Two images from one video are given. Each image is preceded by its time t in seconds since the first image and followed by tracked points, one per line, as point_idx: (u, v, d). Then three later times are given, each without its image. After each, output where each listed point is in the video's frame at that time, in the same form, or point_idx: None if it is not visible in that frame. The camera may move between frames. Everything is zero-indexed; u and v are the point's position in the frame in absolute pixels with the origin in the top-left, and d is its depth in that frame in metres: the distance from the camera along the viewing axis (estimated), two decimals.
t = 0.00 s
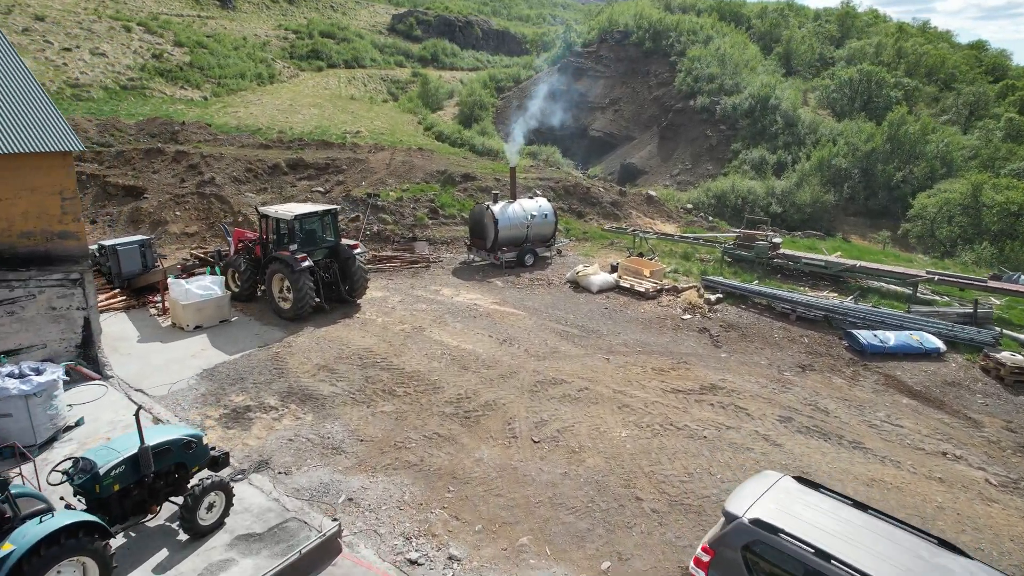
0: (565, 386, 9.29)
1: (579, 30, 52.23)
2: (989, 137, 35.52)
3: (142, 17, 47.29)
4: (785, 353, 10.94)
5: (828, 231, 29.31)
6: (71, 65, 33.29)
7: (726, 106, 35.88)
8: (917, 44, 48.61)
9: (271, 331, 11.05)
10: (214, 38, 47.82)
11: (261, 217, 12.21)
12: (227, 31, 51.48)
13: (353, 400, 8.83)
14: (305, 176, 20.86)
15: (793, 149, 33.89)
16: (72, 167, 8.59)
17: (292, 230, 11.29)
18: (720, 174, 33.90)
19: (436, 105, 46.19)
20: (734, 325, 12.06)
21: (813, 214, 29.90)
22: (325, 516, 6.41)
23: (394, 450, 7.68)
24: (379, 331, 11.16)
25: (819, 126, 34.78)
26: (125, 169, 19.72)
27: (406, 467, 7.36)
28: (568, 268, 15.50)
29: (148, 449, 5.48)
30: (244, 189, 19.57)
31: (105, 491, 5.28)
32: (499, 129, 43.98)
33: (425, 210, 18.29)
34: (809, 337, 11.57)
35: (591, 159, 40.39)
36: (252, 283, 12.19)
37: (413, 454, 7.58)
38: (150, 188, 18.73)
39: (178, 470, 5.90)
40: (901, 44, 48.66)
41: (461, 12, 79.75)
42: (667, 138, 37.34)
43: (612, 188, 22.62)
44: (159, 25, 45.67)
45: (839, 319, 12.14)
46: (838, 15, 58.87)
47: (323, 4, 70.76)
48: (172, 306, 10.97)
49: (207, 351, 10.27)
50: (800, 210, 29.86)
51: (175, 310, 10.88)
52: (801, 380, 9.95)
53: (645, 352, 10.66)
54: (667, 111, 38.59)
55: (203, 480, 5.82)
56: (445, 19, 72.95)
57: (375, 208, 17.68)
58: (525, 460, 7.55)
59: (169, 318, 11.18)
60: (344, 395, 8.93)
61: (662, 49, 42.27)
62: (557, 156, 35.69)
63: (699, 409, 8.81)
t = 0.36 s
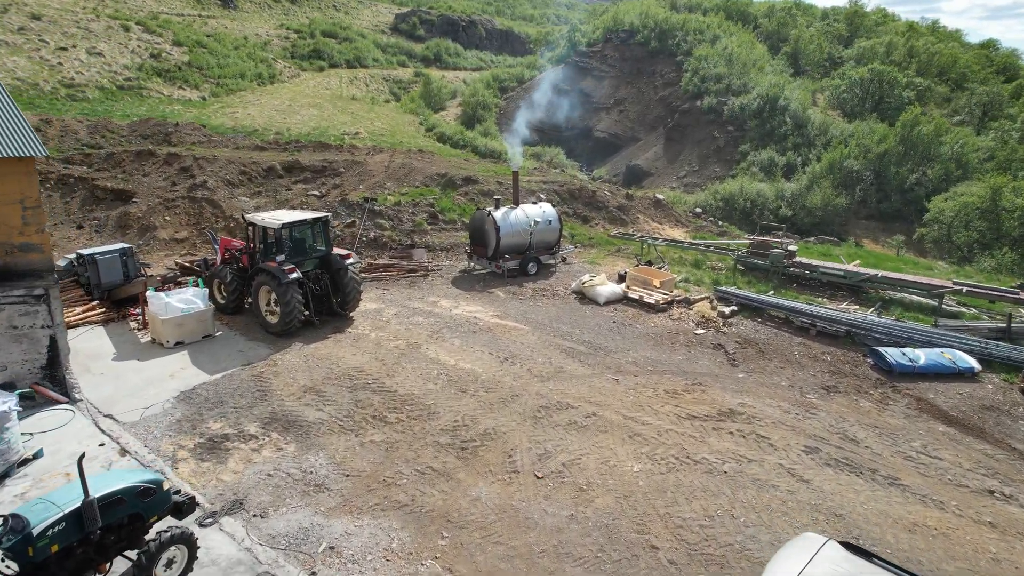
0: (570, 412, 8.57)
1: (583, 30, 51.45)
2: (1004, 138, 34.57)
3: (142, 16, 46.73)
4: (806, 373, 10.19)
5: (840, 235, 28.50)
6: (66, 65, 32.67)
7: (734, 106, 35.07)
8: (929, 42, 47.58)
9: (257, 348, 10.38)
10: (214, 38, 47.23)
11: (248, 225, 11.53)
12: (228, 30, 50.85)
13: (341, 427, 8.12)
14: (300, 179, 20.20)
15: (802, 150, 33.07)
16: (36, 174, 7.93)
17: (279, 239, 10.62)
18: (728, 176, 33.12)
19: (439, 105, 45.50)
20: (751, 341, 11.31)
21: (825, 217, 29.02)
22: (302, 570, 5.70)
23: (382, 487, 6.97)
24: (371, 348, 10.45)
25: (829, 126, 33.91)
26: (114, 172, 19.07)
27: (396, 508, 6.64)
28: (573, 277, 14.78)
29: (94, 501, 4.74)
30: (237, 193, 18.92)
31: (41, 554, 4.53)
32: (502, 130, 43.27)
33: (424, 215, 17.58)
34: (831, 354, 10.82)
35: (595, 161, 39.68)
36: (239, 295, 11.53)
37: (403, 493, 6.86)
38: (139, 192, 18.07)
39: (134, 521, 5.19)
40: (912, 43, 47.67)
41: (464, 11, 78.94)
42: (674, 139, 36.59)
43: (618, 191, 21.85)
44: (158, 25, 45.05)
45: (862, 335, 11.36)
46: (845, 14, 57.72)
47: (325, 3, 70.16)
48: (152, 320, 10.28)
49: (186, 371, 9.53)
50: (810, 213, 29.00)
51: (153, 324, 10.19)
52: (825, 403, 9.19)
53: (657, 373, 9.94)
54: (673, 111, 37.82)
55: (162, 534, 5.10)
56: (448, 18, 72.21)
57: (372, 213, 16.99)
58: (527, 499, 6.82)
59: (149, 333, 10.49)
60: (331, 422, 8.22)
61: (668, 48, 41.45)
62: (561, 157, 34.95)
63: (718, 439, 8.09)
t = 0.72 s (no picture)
0: (578, 442, 7.86)
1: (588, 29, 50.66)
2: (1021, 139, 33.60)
3: (142, 15, 46.18)
4: (833, 395, 9.43)
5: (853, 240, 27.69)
6: (62, 65, 32.07)
7: (742, 107, 34.25)
8: (941, 41, 46.58)
9: (242, 366, 9.70)
10: (214, 37, 46.65)
11: (233, 234, 10.83)
12: (229, 30, 50.28)
13: (327, 460, 7.41)
14: (296, 181, 19.55)
15: (813, 152, 32.23)
16: None
17: (265, 250, 9.91)
18: (736, 178, 32.32)
19: (442, 105, 44.82)
20: (771, 359, 10.56)
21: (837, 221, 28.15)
22: None
23: (367, 532, 6.25)
24: (364, 367, 9.74)
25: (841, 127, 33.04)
26: (104, 175, 18.43)
27: (383, 558, 5.92)
28: (580, 287, 14.07)
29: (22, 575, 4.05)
30: (230, 197, 18.28)
31: None
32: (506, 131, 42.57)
33: (423, 221, 16.88)
34: (857, 373, 10.05)
35: (600, 162, 38.97)
36: (225, 309, 10.85)
37: (390, 541, 6.13)
38: (128, 196, 17.42)
39: None
40: (924, 41, 46.68)
41: (468, 11, 78.21)
42: (681, 140, 35.83)
43: (625, 195, 21.11)
44: (158, 24, 44.48)
45: (888, 352, 10.54)
46: (854, 12, 56.86)
47: (328, 3, 69.57)
48: (129, 337, 9.57)
49: (163, 391, 8.81)
50: (822, 217, 28.11)
51: (130, 341, 9.50)
52: (855, 430, 8.42)
53: (671, 396, 9.21)
54: (680, 111, 37.05)
55: None
56: (452, 18, 71.50)
57: (369, 218, 16.30)
58: (530, 547, 6.10)
59: (127, 350, 9.80)
60: (316, 454, 7.51)
61: (675, 48, 40.65)
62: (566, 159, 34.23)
63: (742, 474, 7.37)
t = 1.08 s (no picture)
0: (588, 478, 7.14)
1: (595, 28, 49.92)
2: None
3: (144, 15, 45.74)
4: (864, 420, 8.67)
5: (867, 245, 26.84)
6: (60, 65, 31.59)
7: (752, 107, 33.40)
8: (955, 40, 45.58)
9: (226, 387, 9.03)
10: (217, 36, 46.17)
11: (218, 245, 10.18)
12: (231, 30, 49.75)
13: (311, 499, 6.71)
14: (294, 185, 18.90)
15: (825, 154, 31.39)
16: None
17: (252, 262, 9.25)
18: (746, 181, 31.51)
19: (446, 106, 44.17)
20: (794, 380, 9.82)
21: (852, 227, 27.09)
22: None
23: None
24: (356, 389, 9.03)
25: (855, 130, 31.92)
26: (95, 178, 17.84)
27: None
28: (588, 298, 13.35)
29: None
30: (225, 202, 17.64)
31: None
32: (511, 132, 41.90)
33: (424, 227, 16.19)
34: (889, 396, 9.27)
35: (607, 164, 38.21)
36: (212, 324, 10.20)
37: None
38: (118, 200, 16.80)
39: None
40: (937, 40, 45.69)
41: (473, 10, 77.55)
42: (689, 141, 35.03)
43: (634, 199, 20.37)
44: (159, 24, 43.95)
45: (920, 373, 9.73)
46: (864, 11, 55.90)
47: (332, 2, 69.02)
48: (104, 356, 8.88)
49: (137, 416, 8.11)
50: (836, 223, 27.05)
51: (105, 361, 8.84)
52: (893, 463, 7.64)
53: (689, 423, 8.47)
54: (688, 112, 36.26)
55: None
56: (457, 18, 70.90)
57: (367, 224, 15.63)
58: None
59: (103, 370, 9.13)
60: (300, 492, 6.81)
61: (683, 48, 39.82)
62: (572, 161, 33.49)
63: (770, 517, 6.62)
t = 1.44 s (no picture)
0: (599, 520, 6.43)
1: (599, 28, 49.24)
2: None
3: (143, 14, 45.17)
4: (898, 449, 7.95)
5: (880, 249, 26.05)
6: (56, 64, 31.03)
7: (760, 107, 32.66)
8: (967, 39, 44.73)
9: (207, 410, 8.37)
10: (217, 36, 45.59)
11: (201, 255, 9.55)
12: (232, 30, 49.16)
13: (292, 544, 6.04)
14: (289, 188, 18.26)
15: (836, 156, 30.61)
16: None
17: (235, 275, 8.62)
18: (755, 183, 30.75)
19: (449, 107, 43.50)
20: (819, 403, 9.11)
21: (865, 231, 26.30)
22: None
23: None
24: (346, 413, 8.36)
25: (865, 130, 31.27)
26: (83, 181, 17.22)
27: None
28: (595, 310, 12.65)
29: None
30: (217, 206, 17.01)
31: None
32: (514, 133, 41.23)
33: (423, 233, 15.53)
34: (923, 420, 8.54)
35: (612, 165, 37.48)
36: (194, 340, 9.56)
37: None
38: (106, 204, 16.17)
39: None
40: (948, 40, 44.84)
41: (477, 10, 76.87)
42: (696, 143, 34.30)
43: (641, 203, 19.69)
44: (159, 23, 43.36)
45: (953, 396, 8.97)
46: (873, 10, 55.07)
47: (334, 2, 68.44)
48: (75, 377, 8.22)
49: (106, 444, 7.44)
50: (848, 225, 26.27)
51: (76, 382, 8.19)
52: (935, 501, 6.91)
53: (707, 453, 7.78)
54: (695, 113, 35.54)
55: None
56: (460, 18, 70.26)
57: (364, 230, 14.98)
58: None
59: (74, 392, 8.48)
60: (280, 535, 6.14)
61: (689, 47, 39.13)
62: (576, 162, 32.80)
63: (801, 567, 5.90)
